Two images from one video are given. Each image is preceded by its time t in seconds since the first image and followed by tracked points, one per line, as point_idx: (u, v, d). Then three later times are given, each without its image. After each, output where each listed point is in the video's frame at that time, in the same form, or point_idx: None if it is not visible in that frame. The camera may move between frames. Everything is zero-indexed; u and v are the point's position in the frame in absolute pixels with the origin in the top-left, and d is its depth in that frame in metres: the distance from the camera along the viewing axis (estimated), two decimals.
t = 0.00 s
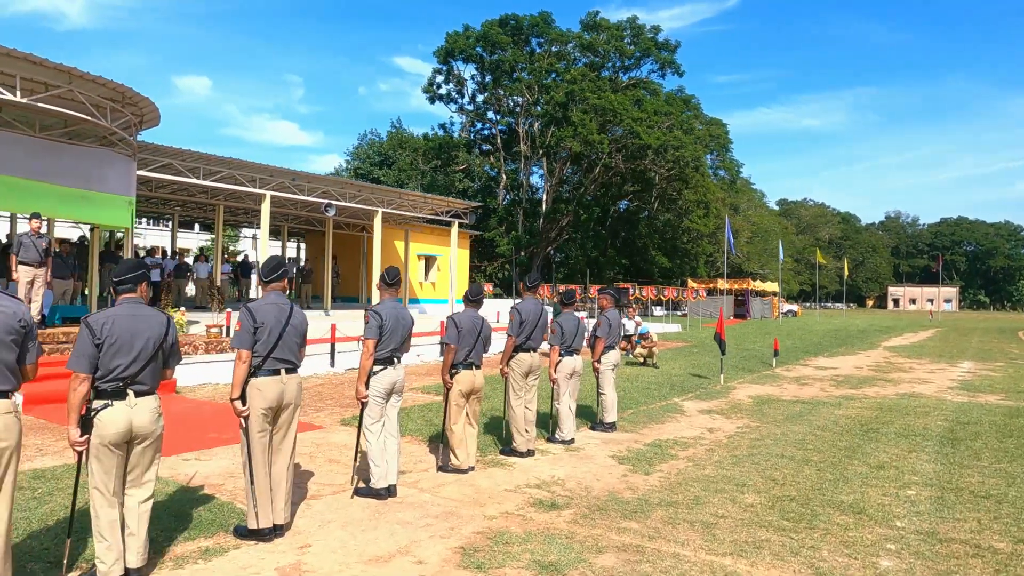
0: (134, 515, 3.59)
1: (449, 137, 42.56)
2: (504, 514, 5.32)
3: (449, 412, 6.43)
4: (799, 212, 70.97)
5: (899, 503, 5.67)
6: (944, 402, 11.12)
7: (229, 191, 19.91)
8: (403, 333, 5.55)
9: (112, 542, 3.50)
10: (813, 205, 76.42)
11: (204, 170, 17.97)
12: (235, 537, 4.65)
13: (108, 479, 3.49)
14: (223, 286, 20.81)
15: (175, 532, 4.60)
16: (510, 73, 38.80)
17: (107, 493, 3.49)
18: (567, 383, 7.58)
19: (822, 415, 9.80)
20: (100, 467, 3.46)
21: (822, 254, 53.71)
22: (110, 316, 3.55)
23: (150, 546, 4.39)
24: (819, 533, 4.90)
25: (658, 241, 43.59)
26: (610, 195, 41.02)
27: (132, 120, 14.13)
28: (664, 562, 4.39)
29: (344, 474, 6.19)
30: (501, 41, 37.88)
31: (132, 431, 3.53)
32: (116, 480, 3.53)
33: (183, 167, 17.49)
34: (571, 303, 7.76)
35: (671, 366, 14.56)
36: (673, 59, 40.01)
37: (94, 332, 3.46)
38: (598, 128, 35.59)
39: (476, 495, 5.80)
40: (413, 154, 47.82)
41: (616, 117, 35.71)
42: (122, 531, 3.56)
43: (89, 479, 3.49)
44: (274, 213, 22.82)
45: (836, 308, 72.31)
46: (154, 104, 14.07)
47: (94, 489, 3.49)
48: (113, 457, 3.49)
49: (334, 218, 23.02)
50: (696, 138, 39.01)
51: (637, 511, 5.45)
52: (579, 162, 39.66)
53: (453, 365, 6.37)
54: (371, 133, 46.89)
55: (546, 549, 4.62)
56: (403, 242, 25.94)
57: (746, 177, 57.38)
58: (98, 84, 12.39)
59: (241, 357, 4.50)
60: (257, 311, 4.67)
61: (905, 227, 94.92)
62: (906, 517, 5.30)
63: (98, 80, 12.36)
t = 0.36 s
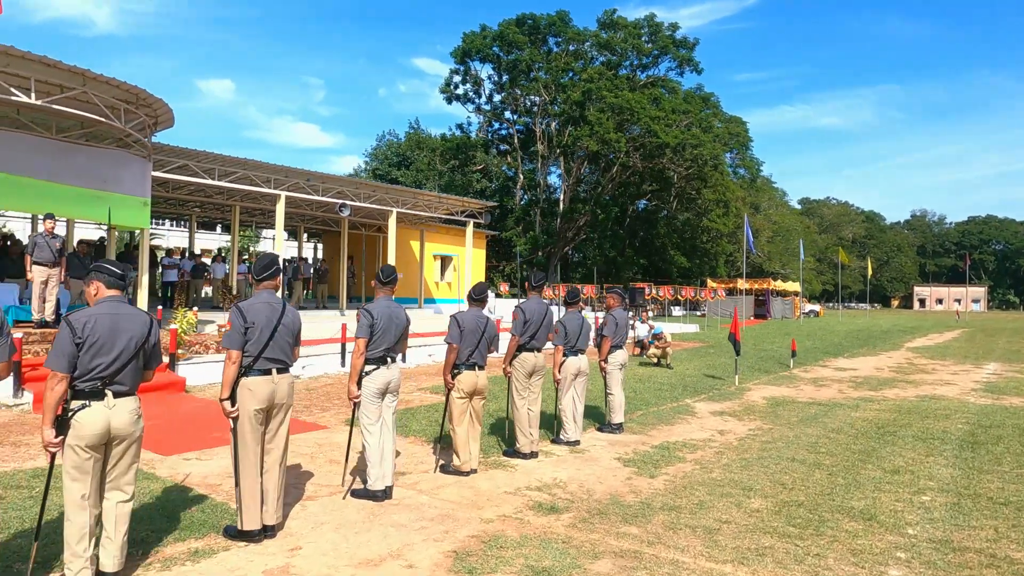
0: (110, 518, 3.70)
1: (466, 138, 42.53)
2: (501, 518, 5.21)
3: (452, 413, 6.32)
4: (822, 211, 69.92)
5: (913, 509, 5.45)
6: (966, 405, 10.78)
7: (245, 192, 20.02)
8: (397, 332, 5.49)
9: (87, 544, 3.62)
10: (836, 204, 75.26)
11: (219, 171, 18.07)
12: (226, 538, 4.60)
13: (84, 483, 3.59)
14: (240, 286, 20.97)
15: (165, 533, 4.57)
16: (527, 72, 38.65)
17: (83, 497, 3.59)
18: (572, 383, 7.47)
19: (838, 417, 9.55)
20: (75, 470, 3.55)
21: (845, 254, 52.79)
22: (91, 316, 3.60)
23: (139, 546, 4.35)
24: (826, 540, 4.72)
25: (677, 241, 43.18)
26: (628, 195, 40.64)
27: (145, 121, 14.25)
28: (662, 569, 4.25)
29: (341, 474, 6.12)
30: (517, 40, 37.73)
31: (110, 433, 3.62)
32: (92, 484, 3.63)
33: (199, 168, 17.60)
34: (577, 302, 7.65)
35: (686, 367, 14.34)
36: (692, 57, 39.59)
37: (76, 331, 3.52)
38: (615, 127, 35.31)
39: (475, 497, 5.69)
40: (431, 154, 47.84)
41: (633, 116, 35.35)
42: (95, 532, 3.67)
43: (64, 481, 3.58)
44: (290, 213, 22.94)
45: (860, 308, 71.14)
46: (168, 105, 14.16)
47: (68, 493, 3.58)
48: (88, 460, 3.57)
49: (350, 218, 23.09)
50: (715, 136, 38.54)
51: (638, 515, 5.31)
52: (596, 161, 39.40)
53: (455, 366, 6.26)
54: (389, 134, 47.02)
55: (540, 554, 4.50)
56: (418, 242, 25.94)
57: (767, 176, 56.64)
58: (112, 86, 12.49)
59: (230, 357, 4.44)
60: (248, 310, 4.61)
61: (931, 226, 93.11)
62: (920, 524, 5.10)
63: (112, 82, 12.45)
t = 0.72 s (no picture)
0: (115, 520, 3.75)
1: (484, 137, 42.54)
2: (510, 520, 5.16)
3: (462, 414, 6.29)
4: (844, 210, 69.01)
5: (931, 515, 5.33)
6: (990, 408, 10.55)
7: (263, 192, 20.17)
8: (407, 333, 5.46)
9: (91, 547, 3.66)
10: (859, 203, 74.19)
11: (238, 172, 18.20)
12: (233, 538, 4.60)
13: (88, 485, 3.65)
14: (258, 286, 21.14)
15: (174, 532, 4.59)
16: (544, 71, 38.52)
17: (87, 500, 3.64)
18: (584, 384, 7.42)
19: (857, 420, 9.38)
20: (80, 472, 3.61)
21: (868, 253, 52.00)
22: (93, 318, 3.67)
23: (148, 545, 4.37)
24: (841, 547, 4.62)
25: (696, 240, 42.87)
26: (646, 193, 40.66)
27: (165, 123, 14.39)
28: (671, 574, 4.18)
29: (351, 474, 6.11)
30: (535, 39, 37.63)
31: (114, 434, 3.69)
32: (97, 486, 3.69)
33: (218, 169, 17.74)
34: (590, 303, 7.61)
35: (703, 368, 14.19)
36: (711, 54, 39.22)
37: (79, 335, 3.58)
38: (633, 126, 35.09)
39: (484, 499, 5.65)
40: (449, 154, 47.90)
41: (651, 115, 35.07)
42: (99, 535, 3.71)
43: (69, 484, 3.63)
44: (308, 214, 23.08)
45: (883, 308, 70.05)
46: (186, 107, 14.27)
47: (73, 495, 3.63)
48: (92, 461, 3.64)
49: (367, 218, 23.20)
50: (734, 134, 38.16)
51: (650, 518, 5.23)
52: (614, 160, 39.20)
53: (464, 368, 6.23)
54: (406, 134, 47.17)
55: (548, 558, 4.45)
56: (435, 242, 26.00)
57: (788, 175, 55.97)
58: (131, 88, 12.61)
59: (235, 357, 4.46)
60: (254, 311, 4.62)
61: (957, 224, 91.42)
62: (939, 531, 4.97)
63: (131, 85, 12.58)
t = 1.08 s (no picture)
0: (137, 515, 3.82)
1: (499, 137, 42.53)
2: (525, 521, 5.15)
3: (474, 414, 6.28)
4: (862, 210, 68.29)
5: (954, 520, 5.24)
6: (1013, 411, 10.37)
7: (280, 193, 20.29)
8: (423, 333, 5.47)
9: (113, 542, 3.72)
10: (878, 203, 73.34)
11: (255, 172, 18.32)
12: (250, 536, 4.63)
13: (109, 481, 3.71)
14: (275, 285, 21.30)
15: (191, 530, 4.62)
16: (559, 71, 38.41)
17: (109, 495, 3.70)
18: (599, 385, 7.40)
19: (876, 422, 9.27)
20: (102, 468, 3.67)
21: (888, 253, 51.36)
22: (111, 317, 3.72)
23: (166, 542, 4.41)
24: (860, 551, 4.56)
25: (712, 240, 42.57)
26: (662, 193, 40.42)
27: (184, 124, 14.52)
28: None
29: (366, 474, 6.13)
30: (550, 39, 37.54)
31: (133, 431, 3.75)
32: (118, 481, 3.76)
33: (236, 170, 17.84)
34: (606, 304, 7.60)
35: (719, 369, 14.09)
36: (727, 53, 38.94)
37: (98, 334, 3.64)
38: (649, 125, 34.93)
39: (499, 499, 5.65)
40: (464, 154, 47.94)
41: (667, 114, 34.88)
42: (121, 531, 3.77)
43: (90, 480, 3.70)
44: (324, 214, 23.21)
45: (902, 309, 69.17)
46: (205, 109, 14.39)
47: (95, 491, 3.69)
48: (113, 458, 3.71)
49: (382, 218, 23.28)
50: (752, 133, 37.85)
51: (665, 521, 5.20)
52: (629, 160, 39.04)
53: (477, 367, 6.21)
54: (422, 134, 47.26)
55: (563, 559, 4.43)
56: (450, 242, 26.04)
57: (806, 174, 55.43)
58: (150, 90, 12.74)
59: (253, 356, 4.49)
60: (272, 311, 4.65)
61: (978, 224, 90.09)
62: (963, 537, 4.88)
63: (150, 86, 12.71)
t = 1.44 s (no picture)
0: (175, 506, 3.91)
1: (526, 132, 42.47)
2: (556, 515, 5.16)
3: (503, 408, 6.30)
4: (897, 202, 66.86)
5: (996, 519, 5.12)
6: None
7: (309, 190, 20.51)
8: (454, 328, 5.50)
9: (153, 533, 3.81)
10: (913, 194, 71.75)
11: (286, 170, 18.53)
12: (286, 528, 4.71)
13: (152, 473, 3.81)
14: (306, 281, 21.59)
15: (229, 521, 4.72)
16: (586, 65, 38.14)
17: (153, 486, 3.81)
18: (628, 380, 7.37)
19: (914, 418, 9.10)
20: (143, 460, 3.77)
21: (924, 245, 50.22)
22: (147, 313, 3.82)
23: (206, 532, 4.51)
24: (899, 550, 4.48)
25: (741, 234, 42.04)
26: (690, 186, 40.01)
27: (216, 123, 14.73)
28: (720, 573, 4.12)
29: (397, 467, 6.19)
30: (576, 32, 37.28)
31: (170, 425, 3.84)
32: (160, 473, 3.86)
33: (267, 167, 18.05)
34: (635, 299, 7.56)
35: (750, 364, 13.94)
36: (757, 43, 38.33)
37: (135, 330, 3.74)
38: (677, 118, 34.58)
39: (530, 493, 5.67)
40: (491, 149, 47.95)
41: (696, 107, 34.47)
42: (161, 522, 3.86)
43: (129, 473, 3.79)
44: (353, 211, 23.41)
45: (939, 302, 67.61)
46: (237, 108, 14.60)
47: (139, 483, 3.80)
48: (153, 451, 3.79)
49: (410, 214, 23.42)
50: (782, 125, 37.26)
51: (697, 516, 5.17)
52: (657, 153, 38.71)
53: (506, 362, 6.21)
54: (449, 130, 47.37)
55: (595, 554, 4.43)
56: (478, 237, 26.12)
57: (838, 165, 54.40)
58: (184, 90, 12.96)
59: (288, 351, 4.56)
60: (307, 307, 4.71)
61: (1019, 215, 87.56)
62: (1006, 536, 4.77)
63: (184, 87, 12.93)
